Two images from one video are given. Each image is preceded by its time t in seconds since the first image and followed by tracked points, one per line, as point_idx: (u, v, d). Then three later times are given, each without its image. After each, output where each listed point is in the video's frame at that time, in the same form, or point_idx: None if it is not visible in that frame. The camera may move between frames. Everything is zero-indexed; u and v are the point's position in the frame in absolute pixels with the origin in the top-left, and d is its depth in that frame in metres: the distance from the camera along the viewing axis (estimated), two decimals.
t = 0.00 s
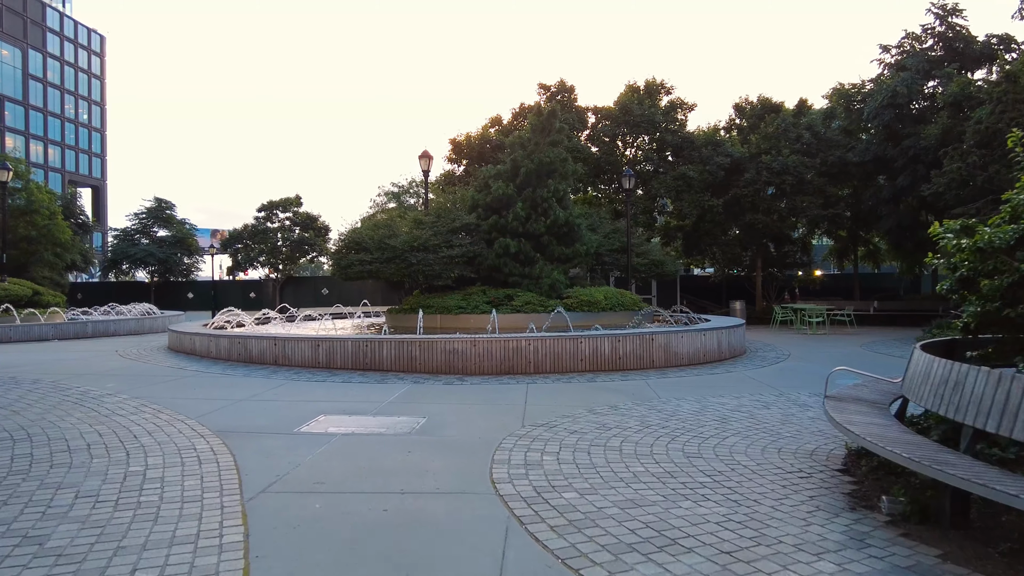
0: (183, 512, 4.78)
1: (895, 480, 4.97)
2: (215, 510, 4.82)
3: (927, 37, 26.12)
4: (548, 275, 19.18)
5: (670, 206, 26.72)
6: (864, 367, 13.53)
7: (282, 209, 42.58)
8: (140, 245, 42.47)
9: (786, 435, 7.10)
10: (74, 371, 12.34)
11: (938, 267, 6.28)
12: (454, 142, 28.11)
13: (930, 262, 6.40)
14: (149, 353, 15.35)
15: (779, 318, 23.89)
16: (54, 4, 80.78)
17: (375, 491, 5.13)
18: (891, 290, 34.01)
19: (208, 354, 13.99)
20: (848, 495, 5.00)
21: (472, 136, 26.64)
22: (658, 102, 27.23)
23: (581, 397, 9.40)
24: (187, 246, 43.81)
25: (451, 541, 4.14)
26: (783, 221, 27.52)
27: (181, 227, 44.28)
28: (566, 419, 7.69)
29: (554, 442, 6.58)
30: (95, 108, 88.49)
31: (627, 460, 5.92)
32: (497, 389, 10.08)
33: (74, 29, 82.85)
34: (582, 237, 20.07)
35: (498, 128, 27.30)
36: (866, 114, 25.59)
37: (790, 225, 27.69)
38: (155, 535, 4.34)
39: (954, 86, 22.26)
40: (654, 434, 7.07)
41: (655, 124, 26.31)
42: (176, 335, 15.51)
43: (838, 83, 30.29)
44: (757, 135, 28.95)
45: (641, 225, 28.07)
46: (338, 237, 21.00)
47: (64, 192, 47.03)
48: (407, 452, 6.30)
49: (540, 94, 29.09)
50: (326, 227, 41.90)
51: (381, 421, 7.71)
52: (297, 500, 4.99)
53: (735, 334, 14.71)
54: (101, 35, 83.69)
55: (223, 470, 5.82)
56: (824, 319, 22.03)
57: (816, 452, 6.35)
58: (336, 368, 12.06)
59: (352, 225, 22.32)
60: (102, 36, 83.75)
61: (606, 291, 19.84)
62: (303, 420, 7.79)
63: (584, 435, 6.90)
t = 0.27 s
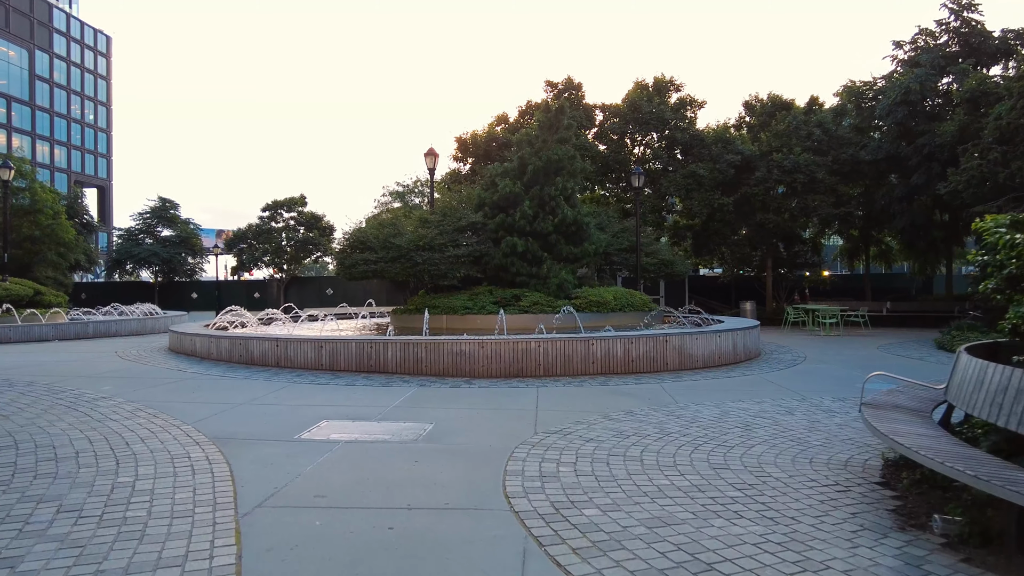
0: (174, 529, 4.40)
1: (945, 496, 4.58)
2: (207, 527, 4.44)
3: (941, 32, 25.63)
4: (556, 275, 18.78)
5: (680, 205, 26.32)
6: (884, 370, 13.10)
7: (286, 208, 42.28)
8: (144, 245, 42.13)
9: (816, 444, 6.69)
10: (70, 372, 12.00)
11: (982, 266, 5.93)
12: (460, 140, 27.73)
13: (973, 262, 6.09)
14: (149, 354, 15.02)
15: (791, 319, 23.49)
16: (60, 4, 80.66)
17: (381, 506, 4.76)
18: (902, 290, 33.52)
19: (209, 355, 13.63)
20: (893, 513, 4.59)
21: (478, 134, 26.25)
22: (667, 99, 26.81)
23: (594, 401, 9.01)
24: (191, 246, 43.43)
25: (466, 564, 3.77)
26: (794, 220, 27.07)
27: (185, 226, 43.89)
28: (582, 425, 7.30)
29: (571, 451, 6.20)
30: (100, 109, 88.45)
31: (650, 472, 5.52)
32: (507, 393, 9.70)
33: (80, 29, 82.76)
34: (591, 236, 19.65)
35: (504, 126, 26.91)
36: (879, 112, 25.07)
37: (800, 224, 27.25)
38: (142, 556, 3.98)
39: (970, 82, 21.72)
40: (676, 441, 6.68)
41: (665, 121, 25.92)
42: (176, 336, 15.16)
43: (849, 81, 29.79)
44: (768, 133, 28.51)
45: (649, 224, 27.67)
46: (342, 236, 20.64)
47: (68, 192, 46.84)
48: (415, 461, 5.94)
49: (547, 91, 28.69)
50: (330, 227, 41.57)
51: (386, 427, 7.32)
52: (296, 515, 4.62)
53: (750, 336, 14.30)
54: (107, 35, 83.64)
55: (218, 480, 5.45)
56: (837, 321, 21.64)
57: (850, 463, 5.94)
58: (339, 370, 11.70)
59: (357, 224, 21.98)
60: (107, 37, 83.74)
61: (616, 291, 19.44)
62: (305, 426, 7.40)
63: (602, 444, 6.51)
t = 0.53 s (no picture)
0: (161, 553, 4.03)
1: (1002, 518, 4.18)
2: (197, 553, 4.05)
3: (955, 28, 25.16)
4: (564, 274, 18.39)
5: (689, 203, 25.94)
6: (905, 372, 12.68)
7: (290, 208, 41.93)
8: (147, 244, 41.68)
9: (848, 455, 6.28)
10: (65, 375, 11.65)
11: None
12: (465, 138, 27.35)
13: None
14: (149, 356, 14.68)
15: (803, 320, 23.07)
16: (65, 4, 80.63)
17: (388, 527, 4.39)
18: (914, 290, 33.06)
19: (210, 357, 13.28)
20: (946, 536, 4.20)
21: (484, 132, 25.87)
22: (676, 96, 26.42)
23: (608, 407, 8.62)
24: (195, 247, 42.80)
25: None
26: (805, 219, 26.65)
27: (189, 226, 43.25)
28: (597, 434, 6.91)
29: (589, 463, 5.82)
30: (104, 108, 88.26)
31: (675, 489, 5.14)
32: (517, 398, 9.32)
33: (86, 31, 82.77)
34: (600, 235, 19.24)
35: (511, 124, 26.52)
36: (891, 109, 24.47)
37: (811, 223, 26.85)
38: None
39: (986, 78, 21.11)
40: (699, 453, 6.29)
41: (674, 118, 25.53)
42: (176, 337, 14.81)
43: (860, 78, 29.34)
44: (778, 131, 28.08)
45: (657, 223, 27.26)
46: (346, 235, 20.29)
47: (72, 192, 46.59)
48: (424, 474, 5.56)
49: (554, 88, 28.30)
50: (334, 227, 41.23)
51: (391, 435, 6.95)
52: (296, 537, 4.25)
53: (765, 338, 13.90)
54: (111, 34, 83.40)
55: (212, 496, 5.09)
56: (851, 322, 21.22)
57: (889, 476, 5.54)
58: (343, 374, 11.33)
59: (361, 223, 21.62)
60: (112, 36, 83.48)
61: (625, 292, 19.05)
62: (306, 435, 7.03)
63: (621, 456, 6.13)
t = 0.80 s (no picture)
0: None
1: None
2: None
3: (969, 23, 24.71)
4: (573, 274, 17.98)
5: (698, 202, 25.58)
6: (928, 374, 12.24)
7: (294, 208, 41.61)
8: (151, 244, 41.30)
9: (883, 463, 5.86)
10: (58, 378, 11.30)
11: None
12: (471, 136, 26.98)
13: None
14: (148, 358, 14.33)
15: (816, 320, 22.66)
16: (72, 6, 80.64)
17: (393, 547, 4.00)
18: (926, 290, 32.61)
19: (209, 359, 12.93)
20: (1008, 559, 3.78)
21: (490, 129, 25.50)
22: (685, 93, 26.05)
23: (623, 412, 8.24)
24: (198, 246, 42.39)
25: None
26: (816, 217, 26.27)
27: (192, 225, 42.79)
28: (614, 442, 6.53)
29: (607, 474, 5.43)
30: (109, 109, 88.17)
31: (703, 503, 4.73)
32: (526, 402, 8.94)
33: (94, 33, 82.84)
34: (608, 234, 18.84)
35: (517, 122, 26.14)
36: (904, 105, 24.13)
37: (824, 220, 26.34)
38: None
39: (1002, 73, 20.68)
40: (724, 462, 5.89)
41: (683, 115, 25.14)
42: (176, 339, 14.48)
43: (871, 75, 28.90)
44: (788, 129, 27.66)
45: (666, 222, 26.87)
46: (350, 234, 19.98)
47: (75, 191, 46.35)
48: (430, 486, 5.18)
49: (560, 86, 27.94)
50: (339, 227, 40.92)
51: (396, 443, 6.56)
52: (291, 559, 3.87)
53: (780, 339, 13.49)
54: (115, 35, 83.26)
55: (202, 511, 4.71)
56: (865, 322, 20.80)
57: (931, 488, 5.11)
58: (346, 376, 10.96)
59: (366, 222, 21.27)
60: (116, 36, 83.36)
61: (634, 291, 18.66)
62: (305, 442, 6.66)
63: (641, 466, 5.73)
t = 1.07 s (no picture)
0: None
1: None
2: None
3: (985, 18, 24.20)
4: (582, 273, 17.53)
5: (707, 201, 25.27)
6: (953, 378, 11.78)
7: (298, 207, 41.27)
8: (154, 244, 40.96)
9: (926, 476, 5.41)
10: (51, 381, 10.92)
11: None
12: (477, 134, 26.58)
13: None
14: (146, 360, 13.96)
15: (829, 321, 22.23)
16: (78, 6, 80.63)
17: None
18: (938, 291, 32.11)
19: (209, 362, 12.55)
20: None
21: (496, 127, 25.11)
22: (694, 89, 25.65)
23: (639, 418, 7.81)
24: (202, 246, 42.11)
25: None
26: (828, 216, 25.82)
27: (196, 225, 42.49)
28: (634, 452, 6.12)
29: (629, 490, 5.00)
30: (114, 109, 88.04)
31: (738, 523, 4.31)
32: (537, 407, 8.53)
33: (100, 34, 82.86)
34: (618, 232, 18.41)
35: (524, 119, 25.74)
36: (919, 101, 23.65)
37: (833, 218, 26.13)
38: None
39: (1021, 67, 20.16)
40: (754, 475, 5.46)
41: (693, 112, 24.72)
42: (175, 340, 14.11)
43: (884, 71, 28.41)
44: (799, 126, 27.19)
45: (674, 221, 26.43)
46: (354, 233, 19.63)
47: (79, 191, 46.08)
48: (439, 503, 4.77)
49: (567, 83, 27.53)
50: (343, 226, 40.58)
51: (401, 453, 6.15)
52: None
53: (797, 341, 13.06)
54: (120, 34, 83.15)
55: (189, 531, 4.31)
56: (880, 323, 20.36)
57: (985, 504, 4.66)
58: (348, 379, 10.57)
59: (370, 221, 20.90)
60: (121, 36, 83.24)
61: (644, 291, 18.24)
62: (304, 452, 6.26)
63: (665, 480, 5.30)
